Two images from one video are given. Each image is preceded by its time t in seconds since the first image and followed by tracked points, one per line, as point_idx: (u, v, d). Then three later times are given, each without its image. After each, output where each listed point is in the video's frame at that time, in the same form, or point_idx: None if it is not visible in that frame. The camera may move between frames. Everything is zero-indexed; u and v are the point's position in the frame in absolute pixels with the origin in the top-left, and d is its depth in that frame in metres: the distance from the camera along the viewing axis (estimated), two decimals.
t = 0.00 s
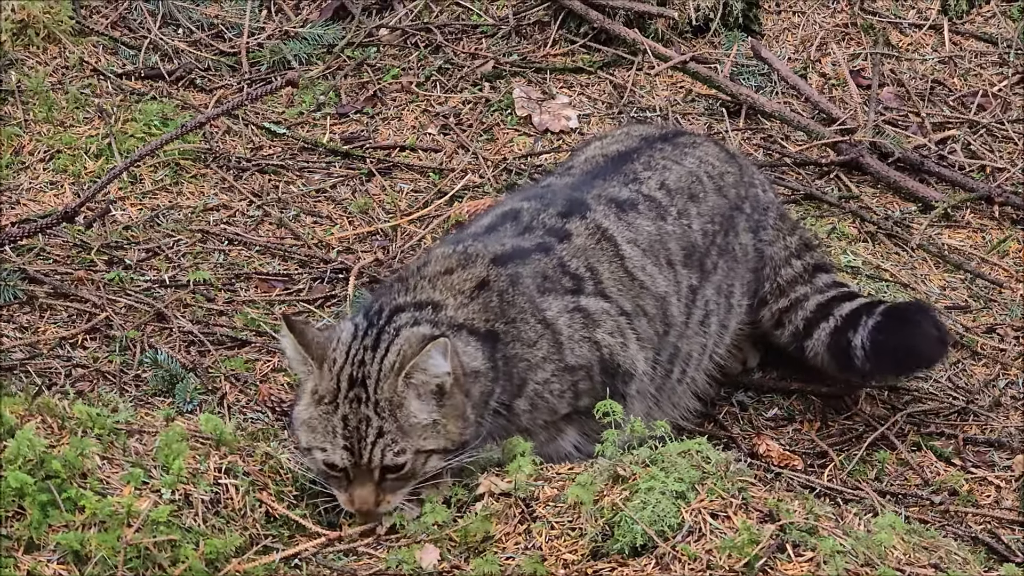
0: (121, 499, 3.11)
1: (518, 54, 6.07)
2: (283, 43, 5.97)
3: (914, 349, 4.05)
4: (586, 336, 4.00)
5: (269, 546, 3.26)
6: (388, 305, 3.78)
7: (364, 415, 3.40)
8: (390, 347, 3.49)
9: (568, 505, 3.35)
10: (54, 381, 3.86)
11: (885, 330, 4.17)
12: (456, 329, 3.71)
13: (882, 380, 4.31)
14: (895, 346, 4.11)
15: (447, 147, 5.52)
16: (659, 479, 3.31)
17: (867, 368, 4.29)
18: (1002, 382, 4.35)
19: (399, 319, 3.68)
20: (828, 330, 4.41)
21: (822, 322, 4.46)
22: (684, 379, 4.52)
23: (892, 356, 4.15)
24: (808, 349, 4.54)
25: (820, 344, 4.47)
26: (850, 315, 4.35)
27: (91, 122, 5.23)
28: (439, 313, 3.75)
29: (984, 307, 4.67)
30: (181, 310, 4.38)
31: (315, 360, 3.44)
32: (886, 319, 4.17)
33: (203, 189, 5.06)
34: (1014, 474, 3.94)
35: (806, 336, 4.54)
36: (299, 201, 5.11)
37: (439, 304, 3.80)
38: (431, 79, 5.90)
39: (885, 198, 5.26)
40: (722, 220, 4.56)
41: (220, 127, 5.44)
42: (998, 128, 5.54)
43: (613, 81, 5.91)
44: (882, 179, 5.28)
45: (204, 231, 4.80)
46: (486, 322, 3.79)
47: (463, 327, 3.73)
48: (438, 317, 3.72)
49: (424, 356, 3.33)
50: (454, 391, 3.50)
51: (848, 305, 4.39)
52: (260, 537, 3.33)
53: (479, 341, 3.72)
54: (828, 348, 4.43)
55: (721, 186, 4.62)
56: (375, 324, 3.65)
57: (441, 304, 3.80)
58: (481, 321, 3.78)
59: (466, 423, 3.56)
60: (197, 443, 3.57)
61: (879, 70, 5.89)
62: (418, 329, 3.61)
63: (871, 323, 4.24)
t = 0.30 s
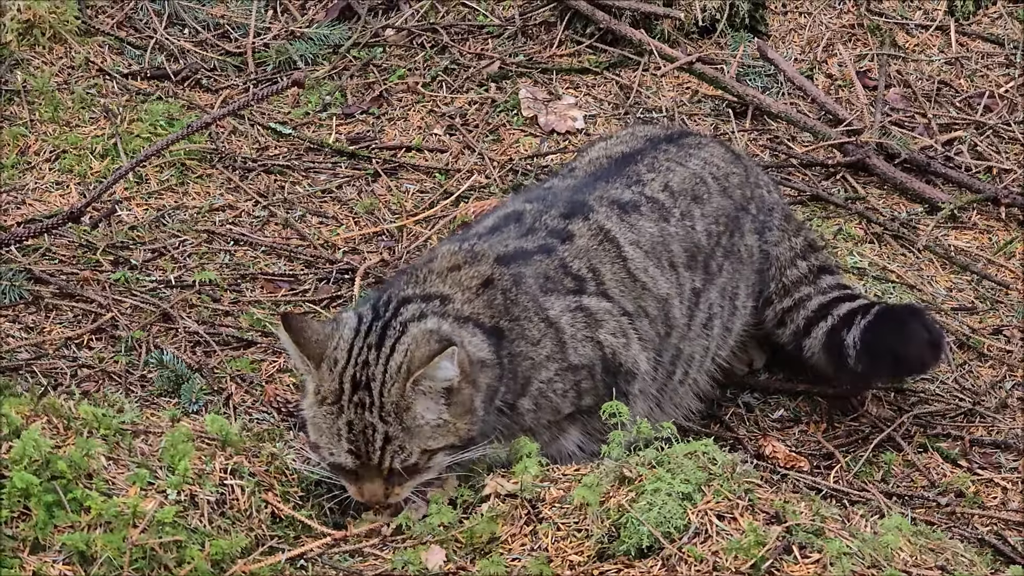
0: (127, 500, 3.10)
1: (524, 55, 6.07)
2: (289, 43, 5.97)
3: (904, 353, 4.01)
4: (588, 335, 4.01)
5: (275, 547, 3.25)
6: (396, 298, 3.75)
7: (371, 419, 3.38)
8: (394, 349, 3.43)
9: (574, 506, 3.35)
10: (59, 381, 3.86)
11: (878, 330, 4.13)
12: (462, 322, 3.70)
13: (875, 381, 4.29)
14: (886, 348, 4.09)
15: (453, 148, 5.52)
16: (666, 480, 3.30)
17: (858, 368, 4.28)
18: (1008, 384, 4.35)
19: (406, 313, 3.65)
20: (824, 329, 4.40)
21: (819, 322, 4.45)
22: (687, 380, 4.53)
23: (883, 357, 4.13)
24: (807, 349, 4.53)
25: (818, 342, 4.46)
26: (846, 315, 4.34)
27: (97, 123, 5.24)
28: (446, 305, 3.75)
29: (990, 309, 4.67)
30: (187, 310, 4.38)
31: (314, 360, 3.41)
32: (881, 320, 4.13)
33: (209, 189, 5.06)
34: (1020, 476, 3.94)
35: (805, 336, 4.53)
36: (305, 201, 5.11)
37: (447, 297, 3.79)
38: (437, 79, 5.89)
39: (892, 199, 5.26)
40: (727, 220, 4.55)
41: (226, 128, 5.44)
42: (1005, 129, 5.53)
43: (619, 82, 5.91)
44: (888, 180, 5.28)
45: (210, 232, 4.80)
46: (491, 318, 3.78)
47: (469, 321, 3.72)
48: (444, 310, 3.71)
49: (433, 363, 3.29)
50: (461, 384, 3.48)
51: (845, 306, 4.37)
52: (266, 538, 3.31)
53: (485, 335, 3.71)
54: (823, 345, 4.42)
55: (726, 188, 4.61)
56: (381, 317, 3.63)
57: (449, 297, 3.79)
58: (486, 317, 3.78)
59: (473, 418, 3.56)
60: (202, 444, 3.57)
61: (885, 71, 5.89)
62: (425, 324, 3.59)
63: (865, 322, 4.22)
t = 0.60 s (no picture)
0: (129, 501, 3.10)
1: (527, 56, 6.07)
2: (292, 45, 5.97)
3: (905, 349, 4.07)
4: (592, 332, 4.02)
5: (278, 549, 3.22)
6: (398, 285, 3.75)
7: (390, 417, 3.37)
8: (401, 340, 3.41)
9: (576, 508, 3.34)
10: (62, 383, 3.85)
11: (881, 325, 4.17)
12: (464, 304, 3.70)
13: (878, 382, 4.27)
14: (889, 345, 4.12)
15: (455, 149, 5.52)
16: (668, 483, 3.29)
17: (862, 367, 4.27)
18: (1011, 386, 4.34)
19: (407, 298, 3.65)
20: (829, 327, 4.39)
21: (823, 321, 4.44)
22: (693, 375, 4.56)
23: (884, 354, 4.16)
24: (810, 348, 4.50)
25: (821, 341, 4.43)
26: (851, 314, 4.34)
27: (99, 124, 5.24)
28: (448, 290, 3.75)
29: (993, 311, 4.67)
30: (189, 311, 4.37)
31: (331, 357, 3.42)
32: (884, 314, 4.18)
33: (211, 190, 5.06)
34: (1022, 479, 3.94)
35: (808, 335, 4.51)
36: (307, 203, 5.11)
37: (449, 284, 3.79)
38: (439, 81, 5.89)
39: (894, 201, 5.26)
40: (734, 217, 4.54)
41: (228, 129, 5.44)
42: (1008, 131, 5.52)
43: (622, 83, 5.90)
44: (890, 182, 5.28)
45: (212, 233, 4.80)
46: (497, 306, 3.78)
47: (474, 305, 3.72)
48: (444, 293, 3.71)
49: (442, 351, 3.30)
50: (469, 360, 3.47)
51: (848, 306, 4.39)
52: (268, 539, 3.28)
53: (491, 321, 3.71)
54: (828, 345, 4.41)
55: (734, 185, 4.60)
56: (384, 309, 3.60)
57: (451, 284, 3.79)
58: (492, 303, 3.78)
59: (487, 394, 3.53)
60: (204, 446, 3.57)
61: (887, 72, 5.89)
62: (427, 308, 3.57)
63: (869, 319, 4.23)
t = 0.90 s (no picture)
0: (126, 502, 3.11)
1: (525, 57, 6.08)
2: (290, 46, 5.98)
3: (915, 340, 4.03)
4: (593, 330, 4.01)
5: (275, 549, 3.22)
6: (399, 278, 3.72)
7: (398, 401, 3.42)
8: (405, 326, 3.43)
9: (573, 509, 3.34)
10: (59, 383, 3.86)
11: (890, 319, 4.12)
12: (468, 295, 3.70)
13: (891, 374, 4.25)
14: (900, 337, 4.08)
15: (453, 150, 5.52)
16: (665, 483, 3.29)
17: (872, 359, 4.26)
18: (1008, 386, 4.35)
19: (409, 289, 3.63)
20: (837, 321, 4.36)
21: (830, 315, 4.41)
22: (699, 363, 4.57)
23: (895, 346, 4.12)
24: (815, 343, 4.48)
25: (828, 336, 4.41)
26: (860, 308, 4.30)
27: (97, 124, 5.24)
28: (451, 282, 3.73)
29: (990, 311, 4.67)
30: (187, 312, 4.38)
31: (341, 349, 3.45)
32: (893, 308, 4.12)
33: (209, 191, 5.06)
34: (1019, 479, 3.94)
35: (813, 331, 4.49)
36: (305, 203, 5.12)
37: (451, 276, 3.77)
38: (437, 82, 5.90)
39: (892, 201, 5.26)
40: (737, 208, 4.54)
41: (226, 130, 5.45)
42: (1005, 132, 5.53)
43: (620, 84, 5.91)
44: (888, 182, 5.29)
45: (210, 233, 4.80)
46: (499, 300, 3.77)
47: (477, 297, 3.71)
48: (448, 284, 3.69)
49: (440, 332, 3.32)
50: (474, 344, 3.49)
51: (854, 301, 4.36)
52: (265, 540, 3.28)
53: (496, 314, 3.70)
54: (836, 339, 4.38)
55: (736, 177, 4.60)
56: (387, 300, 3.58)
57: (453, 276, 3.78)
58: (494, 298, 3.77)
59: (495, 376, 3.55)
60: (202, 446, 3.57)
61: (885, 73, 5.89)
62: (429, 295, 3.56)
63: (879, 313, 4.18)
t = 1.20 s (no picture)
0: (127, 497, 3.11)
1: (525, 54, 6.09)
2: (290, 43, 5.98)
3: (935, 327, 3.94)
4: (619, 328, 4.04)
5: (276, 545, 3.23)
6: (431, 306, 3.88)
7: (379, 394, 3.59)
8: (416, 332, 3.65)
9: (573, 504, 3.34)
10: (61, 379, 3.86)
11: (908, 307, 4.03)
12: (498, 327, 3.83)
13: (902, 367, 4.14)
14: (922, 324, 3.97)
15: (453, 147, 5.53)
16: (665, 478, 3.29)
17: (887, 350, 4.13)
18: (1007, 383, 4.36)
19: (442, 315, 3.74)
20: (849, 311, 4.28)
21: (840, 306, 4.35)
22: (709, 341, 4.58)
23: (915, 334, 4.01)
24: (825, 335, 4.40)
25: (840, 327, 4.33)
26: (872, 297, 4.23)
27: (98, 121, 5.25)
28: (483, 313, 3.87)
29: (990, 308, 4.69)
30: (188, 309, 4.38)
31: (354, 350, 3.72)
32: (911, 295, 4.04)
33: (210, 188, 5.07)
34: (1019, 475, 3.95)
35: (821, 322, 4.42)
36: (306, 200, 5.12)
37: (483, 307, 3.89)
38: (437, 79, 5.91)
39: (891, 198, 5.27)
40: (736, 185, 4.61)
41: (226, 127, 5.45)
42: (1005, 129, 5.54)
43: (620, 81, 5.92)
44: (887, 180, 5.30)
45: (210, 231, 4.80)
46: (528, 322, 3.87)
47: (507, 326, 3.84)
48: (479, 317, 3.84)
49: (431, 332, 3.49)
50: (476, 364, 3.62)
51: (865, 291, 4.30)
52: (266, 536, 3.29)
53: (525, 337, 3.83)
54: (849, 330, 4.28)
55: (733, 157, 4.70)
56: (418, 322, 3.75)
57: (484, 306, 3.90)
58: (522, 321, 3.87)
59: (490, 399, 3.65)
60: (203, 441, 3.56)
61: (885, 70, 5.90)
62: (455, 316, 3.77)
63: (895, 301, 4.08)
